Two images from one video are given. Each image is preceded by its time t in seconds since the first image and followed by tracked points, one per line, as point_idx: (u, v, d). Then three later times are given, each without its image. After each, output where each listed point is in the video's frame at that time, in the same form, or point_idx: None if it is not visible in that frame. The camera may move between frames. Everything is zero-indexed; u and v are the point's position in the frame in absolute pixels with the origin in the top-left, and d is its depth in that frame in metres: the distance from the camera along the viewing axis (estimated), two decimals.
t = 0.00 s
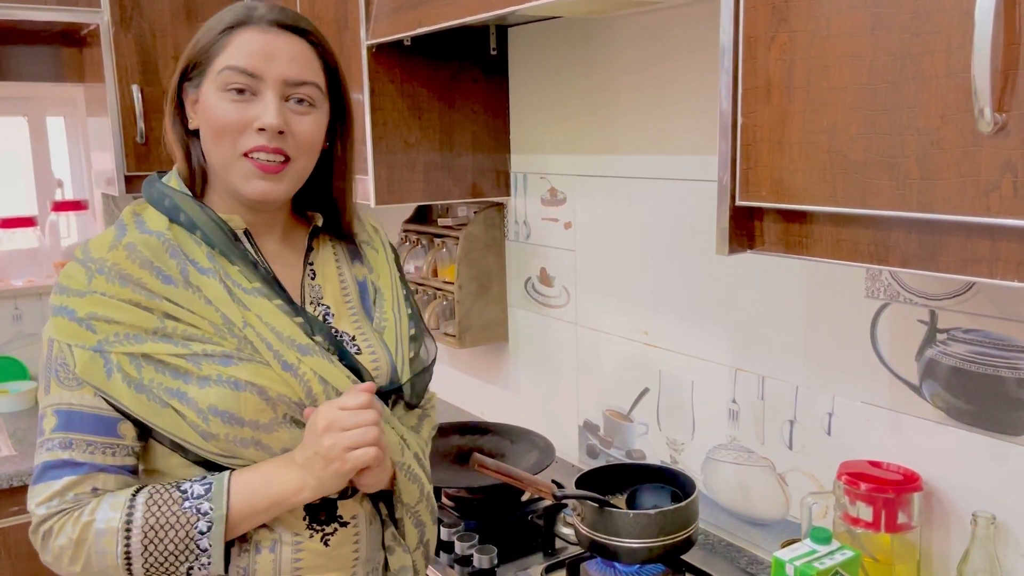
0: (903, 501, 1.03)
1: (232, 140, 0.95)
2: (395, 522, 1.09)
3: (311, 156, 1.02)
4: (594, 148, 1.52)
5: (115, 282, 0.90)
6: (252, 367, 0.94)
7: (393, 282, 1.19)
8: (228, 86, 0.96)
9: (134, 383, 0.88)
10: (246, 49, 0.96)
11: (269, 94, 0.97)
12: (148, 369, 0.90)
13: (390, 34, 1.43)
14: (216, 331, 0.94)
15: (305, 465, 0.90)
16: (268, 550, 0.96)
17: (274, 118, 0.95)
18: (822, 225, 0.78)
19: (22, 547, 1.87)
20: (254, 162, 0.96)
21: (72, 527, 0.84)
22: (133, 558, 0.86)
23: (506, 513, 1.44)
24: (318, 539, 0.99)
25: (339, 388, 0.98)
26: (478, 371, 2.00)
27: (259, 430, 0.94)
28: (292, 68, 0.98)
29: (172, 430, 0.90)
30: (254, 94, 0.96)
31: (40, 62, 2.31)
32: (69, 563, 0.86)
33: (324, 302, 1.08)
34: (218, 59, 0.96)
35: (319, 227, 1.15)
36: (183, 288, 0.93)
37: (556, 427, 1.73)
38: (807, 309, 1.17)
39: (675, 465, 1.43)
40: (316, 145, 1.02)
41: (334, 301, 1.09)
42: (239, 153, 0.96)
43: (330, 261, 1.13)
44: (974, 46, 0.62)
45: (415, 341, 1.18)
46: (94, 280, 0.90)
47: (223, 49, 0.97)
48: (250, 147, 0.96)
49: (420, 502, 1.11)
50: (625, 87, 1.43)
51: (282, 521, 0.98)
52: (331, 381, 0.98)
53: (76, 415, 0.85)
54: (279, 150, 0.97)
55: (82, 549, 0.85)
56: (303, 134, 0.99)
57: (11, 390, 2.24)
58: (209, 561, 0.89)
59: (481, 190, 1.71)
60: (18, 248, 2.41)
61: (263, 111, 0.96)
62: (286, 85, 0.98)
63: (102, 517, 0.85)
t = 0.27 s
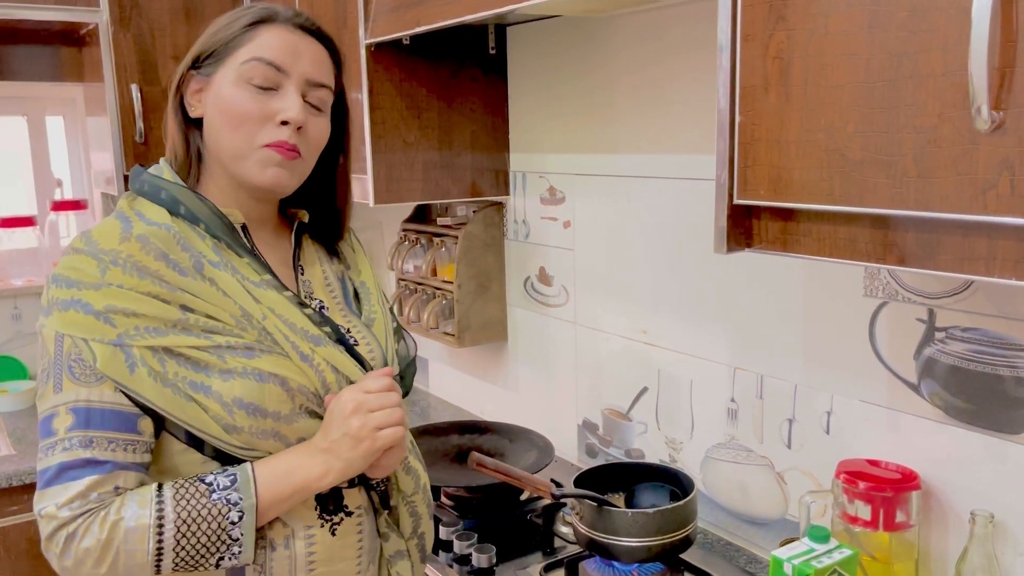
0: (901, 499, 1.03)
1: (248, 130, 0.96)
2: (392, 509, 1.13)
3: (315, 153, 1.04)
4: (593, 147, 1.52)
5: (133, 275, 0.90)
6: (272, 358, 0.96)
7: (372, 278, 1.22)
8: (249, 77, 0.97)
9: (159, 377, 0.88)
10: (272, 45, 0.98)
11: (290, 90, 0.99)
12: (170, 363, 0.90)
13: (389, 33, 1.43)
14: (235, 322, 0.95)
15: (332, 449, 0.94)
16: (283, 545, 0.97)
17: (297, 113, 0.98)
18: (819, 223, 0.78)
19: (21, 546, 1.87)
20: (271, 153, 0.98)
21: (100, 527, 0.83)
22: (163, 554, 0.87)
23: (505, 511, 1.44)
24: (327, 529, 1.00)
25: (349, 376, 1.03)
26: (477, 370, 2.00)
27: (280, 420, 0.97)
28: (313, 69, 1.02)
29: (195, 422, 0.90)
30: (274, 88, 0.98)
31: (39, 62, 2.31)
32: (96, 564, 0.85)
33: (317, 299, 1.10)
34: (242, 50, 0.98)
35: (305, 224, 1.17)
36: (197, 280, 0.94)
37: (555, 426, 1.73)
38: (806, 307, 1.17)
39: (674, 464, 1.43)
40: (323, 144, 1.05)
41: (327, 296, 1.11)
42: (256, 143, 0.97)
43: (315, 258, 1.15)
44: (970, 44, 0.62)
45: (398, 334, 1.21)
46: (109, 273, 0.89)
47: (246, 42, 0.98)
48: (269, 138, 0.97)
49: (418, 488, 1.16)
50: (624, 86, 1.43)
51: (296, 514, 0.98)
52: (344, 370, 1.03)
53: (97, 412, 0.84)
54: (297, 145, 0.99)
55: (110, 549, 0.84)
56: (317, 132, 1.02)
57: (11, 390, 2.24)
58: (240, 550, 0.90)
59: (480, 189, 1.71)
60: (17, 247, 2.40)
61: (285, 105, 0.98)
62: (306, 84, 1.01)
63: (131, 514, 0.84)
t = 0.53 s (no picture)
0: (899, 498, 1.03)
1: (228, 120, 0.96)
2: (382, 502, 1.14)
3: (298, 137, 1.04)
4: (592, 146, 1.52)
5: (114, 280, 0.90)
6: (260, 360, 0.95)
7: (363, 276, 1.21)
8: (221, 67, 0.97)
9: (142, 383, 0.88)
10: (239, 31, 0.98)
11: (263, 75, 1.00)
12: (155, 368, 0.90)
13: (387, 33, 1.43)
14: (220, 325, 0.95)
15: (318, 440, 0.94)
16: (274, 545, 0.97)
17: (273, 95, 0.98)
18: (817, 222, 0.78)
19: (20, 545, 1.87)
20: (254, 140, 0.97)
21: (90, 532, 0.83)
22: (155, 555, 0.87)
23: (505, 512, 1.44)
24: (318, 527, 1.00)
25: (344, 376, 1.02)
26: (476, 370, 2.00)
27: (269, 422, 0.96)
28: (283, 51, 1.02)
29: (178, 428, 0.90)
30: (247, 75, 0.98)
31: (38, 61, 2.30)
32: (88, 569, 0.85)
33: (308, 295, 1.09)
34: (212, 40, 0.97)
35: (293, 220, 1.16)
36: (181, 284, 0.94)
37: (554, 425, 1.73)
38: (804, 306, 1.17)
39: (672, 463, 1.43)
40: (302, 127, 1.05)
41: (318, 293, 1.10)
42: (238, 132, 0.97)
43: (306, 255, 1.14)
44: (967, 43, 0.62)
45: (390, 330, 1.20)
46: (90, 280, 0.89)
47: (211, 32, 0.98)
48: (250, 125, 0.97)
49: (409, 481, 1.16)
50: (622, 86, 1.43)
51: (286, 513, 0.98)
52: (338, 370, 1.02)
53: (85, 419, 0.85)
54: (277, 128, 0.99)
55: (101, 553, 0.85)
56: (295, 115, 1.02)
57: (10, 389, 2.24)
58: (234, 546, 0.91)
59: (479, 189, 1.71)
60: (16, 247, 2.40)
61: (261, 89, 0.98)
62: (278, 67, 1.01)
63: (120, 517, 0.85)
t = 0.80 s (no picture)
0: (898, 497, 1.03)
1: (206, 126, 0.95)
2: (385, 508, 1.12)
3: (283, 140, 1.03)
4: (591, 146, 1.52)
5: (93, 287, 0.89)
6: (240, 364, 0.95)
7: (360, 274, 1.20)
8: (198, 72, 0.95)
9: (120, 389, 0.88)
10: (214, 34, 0.96)
11: (240, 78, 0.97)
12: (135, 374, 0.90)
13: (387, 33, 1.43)
14: (200, 331, 0.94)
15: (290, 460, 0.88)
16: (264, 544, 0.97)
17: (250, 99, 0.96)
18: (815, 221, 0.78)
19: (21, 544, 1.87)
20: (232, 146, 0.96)
21: (56, 534, 0.83)
22: (121, 555, 0.84)
23: (505, 512, 1.44)
24: (310, 531, 1.00)
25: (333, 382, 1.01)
26: (475, 369, 2.00)
27: (251, 426, 0.95)
28: (262, 53, 0.99)
29: (161, 434, 0.90)
30: (224, 79, 0.97)
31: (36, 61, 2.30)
32: (62, 570, 0.85)
33: (300, 296, 1.08)
34: (186, 45, 0.96)
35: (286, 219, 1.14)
36: (161, 290, 0.93)
37: (553, 425, 1.73)
38: (803, 305, 1.17)
39: (672, 462, 1.43)
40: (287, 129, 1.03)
41: (310, 294, 1.09)
42: (215, 138, 0.95)
43: (300, 254, 1.12)
44: (965, 43, 0.62)
45: (387, 330, 1.19)
46: (70, 287, 0.89)
47: (187, 37, 0.96)
48: (227, 130, 0.95)
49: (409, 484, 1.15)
50: (622, 85, 1.43)
51: (275, 516, 0.98)
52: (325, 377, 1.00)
53: (59, 425, 0.85)
54: (256, 132, 0.97)
55: (68, 554, 0.84)
56: (277, 117, 1.00)
57: (11, 389, 2.24)
58: (201, 548, 0.87)
59: (479, 189, 1.71)
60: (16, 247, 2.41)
61: (238, 93, 0.96)
62: (257, 69, 0.99)
63: (83, 519, 0.83)
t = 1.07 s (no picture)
0: (898, 497, 1.03)
1: (203, 124, 0.95)
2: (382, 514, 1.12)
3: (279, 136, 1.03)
4: (591, 146, 1.52)
5: (92, 287, 0.90)
6: (239, 365, 0.95)
7: (360, 274, 1.20)
8: (192, 70, 0.95)
9: (116, 388, 0.88)
10: (207, 31, 0.96)
11: (234, 74, 0.97)
12: (133, 373, 0.90)
13: (387, 33, 1.43)
14: (200, 331, 0.94)
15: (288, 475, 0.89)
16: (262, 544, 0.97)
17: (245, 94, 0.96)
18: (815, 222, 0.78)
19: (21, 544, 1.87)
20: (230, 142, 0.96)
21: (43, 538, 0.84)
22: (107, 568, 0.86)
23: (506, 511, 1.44)
24: (307, 531, 1.00)
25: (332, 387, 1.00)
26: (475, 369, 2.00)
27: (248, 428, 0.95)
28: (254, 47, 0.99)
29: (155, 434, 0.90)
30: (219, 75, 0.97)
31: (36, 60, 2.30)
32: (44, 571, 0.86)
33: (299, 296, 1.08)
34: (180, 43, 0.96)
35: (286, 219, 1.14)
36: (160, 289, 0.93)
37: (553, 425, 1.74)
38: (803, 305, 1.17)
39: (672, 462, 1.43)
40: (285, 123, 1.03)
41: (311, 293, 1.09)
42: (213, 135, 0.95)
43: (299, 254, 1.13)
44: (965, 43, 0.62)
45: (387, 331, 1.19)
46: (69, 286, 0.89)
47: (179, 35, 0.96)
48: (224, 127, 0.95)
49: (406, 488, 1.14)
50: (622, 85, 1.43)
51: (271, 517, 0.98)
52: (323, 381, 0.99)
53: (50, 424, 0.85)
54: (253, 127, 0.97)
55: (54, 559, 0.85)
56: (273, 112, 1.00)
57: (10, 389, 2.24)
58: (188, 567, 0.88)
59: (479, 189, 1.71)
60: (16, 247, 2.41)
61: (233, 89, 0.96)
62: (250, 64, 0.99)
63: (72, 528, 0.84)
